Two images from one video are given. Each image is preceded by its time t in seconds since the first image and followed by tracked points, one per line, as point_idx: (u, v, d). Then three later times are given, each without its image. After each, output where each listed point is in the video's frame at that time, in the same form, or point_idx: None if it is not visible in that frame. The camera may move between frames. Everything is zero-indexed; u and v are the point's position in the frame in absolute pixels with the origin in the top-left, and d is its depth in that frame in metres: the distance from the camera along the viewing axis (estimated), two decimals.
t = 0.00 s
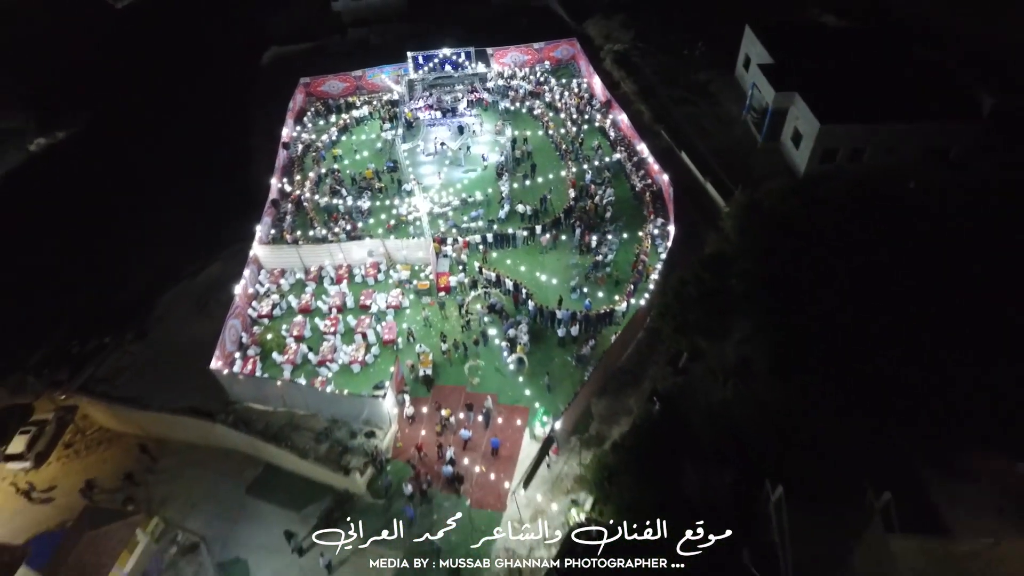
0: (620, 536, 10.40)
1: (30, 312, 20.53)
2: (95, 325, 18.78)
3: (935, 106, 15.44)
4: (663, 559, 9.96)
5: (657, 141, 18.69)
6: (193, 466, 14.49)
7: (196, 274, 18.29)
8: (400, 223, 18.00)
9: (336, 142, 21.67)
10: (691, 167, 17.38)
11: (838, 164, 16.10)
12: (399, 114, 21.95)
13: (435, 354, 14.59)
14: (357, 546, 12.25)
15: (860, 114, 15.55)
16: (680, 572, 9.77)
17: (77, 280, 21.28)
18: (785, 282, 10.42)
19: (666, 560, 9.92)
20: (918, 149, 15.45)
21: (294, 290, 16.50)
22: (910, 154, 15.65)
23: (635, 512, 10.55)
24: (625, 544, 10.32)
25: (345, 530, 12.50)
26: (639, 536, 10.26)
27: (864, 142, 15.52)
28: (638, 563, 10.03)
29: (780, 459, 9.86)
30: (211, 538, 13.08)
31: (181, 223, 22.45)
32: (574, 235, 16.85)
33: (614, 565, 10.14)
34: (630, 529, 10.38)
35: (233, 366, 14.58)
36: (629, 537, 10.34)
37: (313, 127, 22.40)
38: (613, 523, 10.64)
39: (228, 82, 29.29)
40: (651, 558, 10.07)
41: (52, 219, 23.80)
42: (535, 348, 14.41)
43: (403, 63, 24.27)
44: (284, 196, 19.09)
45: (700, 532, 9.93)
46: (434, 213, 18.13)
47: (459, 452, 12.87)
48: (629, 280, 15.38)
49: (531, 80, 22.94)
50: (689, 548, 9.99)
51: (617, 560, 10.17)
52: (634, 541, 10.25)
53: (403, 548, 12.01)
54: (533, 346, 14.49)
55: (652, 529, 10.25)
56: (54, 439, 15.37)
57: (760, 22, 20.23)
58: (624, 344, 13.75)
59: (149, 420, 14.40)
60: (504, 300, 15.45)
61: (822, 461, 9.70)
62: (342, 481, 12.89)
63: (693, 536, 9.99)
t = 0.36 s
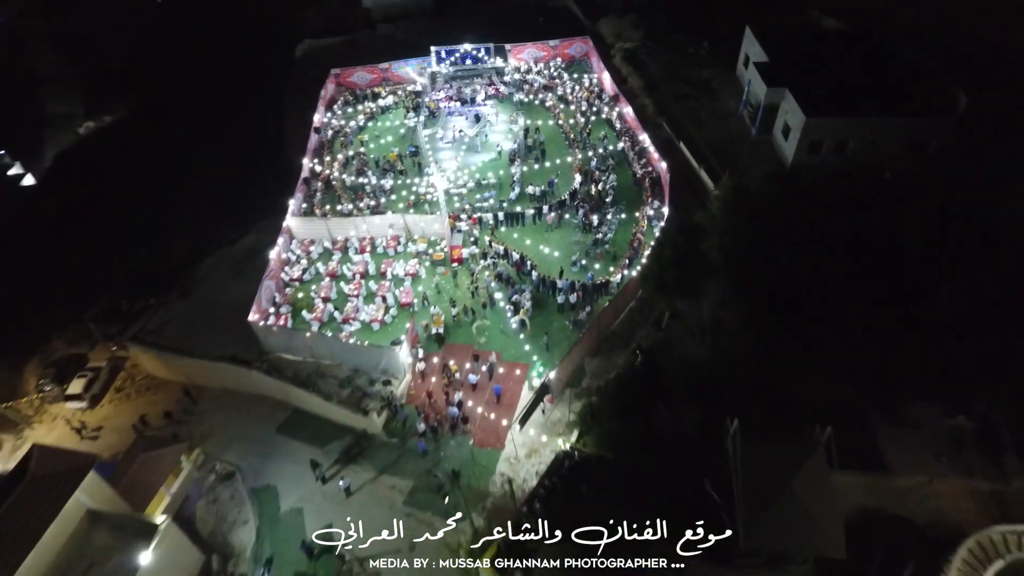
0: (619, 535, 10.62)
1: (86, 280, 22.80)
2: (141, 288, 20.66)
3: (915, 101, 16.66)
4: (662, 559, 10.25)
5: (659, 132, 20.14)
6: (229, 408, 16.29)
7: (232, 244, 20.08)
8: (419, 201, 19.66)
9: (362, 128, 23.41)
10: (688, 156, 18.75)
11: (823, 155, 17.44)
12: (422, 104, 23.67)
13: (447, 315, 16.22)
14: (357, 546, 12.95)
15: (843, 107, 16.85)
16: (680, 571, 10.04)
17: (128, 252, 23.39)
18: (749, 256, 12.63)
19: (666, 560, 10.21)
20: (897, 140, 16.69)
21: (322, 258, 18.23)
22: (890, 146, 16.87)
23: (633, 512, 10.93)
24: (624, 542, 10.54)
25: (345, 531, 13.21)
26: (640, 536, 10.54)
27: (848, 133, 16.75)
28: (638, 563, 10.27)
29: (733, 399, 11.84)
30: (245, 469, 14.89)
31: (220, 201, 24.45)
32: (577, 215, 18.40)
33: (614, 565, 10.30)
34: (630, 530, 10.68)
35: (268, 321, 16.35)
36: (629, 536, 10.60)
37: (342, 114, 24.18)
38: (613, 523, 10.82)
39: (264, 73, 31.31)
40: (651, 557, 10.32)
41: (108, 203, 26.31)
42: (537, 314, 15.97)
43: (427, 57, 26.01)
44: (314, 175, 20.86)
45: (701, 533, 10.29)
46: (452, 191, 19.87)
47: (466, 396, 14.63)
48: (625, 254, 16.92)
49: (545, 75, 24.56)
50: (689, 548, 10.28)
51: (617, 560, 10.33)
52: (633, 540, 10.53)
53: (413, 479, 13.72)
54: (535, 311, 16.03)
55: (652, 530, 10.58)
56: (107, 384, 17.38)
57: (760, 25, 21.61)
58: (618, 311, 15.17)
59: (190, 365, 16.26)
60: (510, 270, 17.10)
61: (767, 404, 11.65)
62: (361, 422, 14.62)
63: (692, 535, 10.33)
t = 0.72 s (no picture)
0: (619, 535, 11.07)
1: (148, 249, 25.08)
2: (196, 253, 22.63)
3: (921, 102, 17.74)
4: (663, 559, 10.81)
5: (678, 127, 21.53)
6: (275, 359, 18.16)
7: (280, 217, 21.93)
8: (452, 181, 21.30)
9: (403, 116, 25.15)
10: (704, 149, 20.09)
11: (832, 151, 18.61)
12: (459, 95, 25.38)
13: (474, 285, 17.87)
14: (357, 546, 13.86)
15: (852, 106, 17.98)
16: (681, 571, 10.63)
17: (186, 224, 25.54)
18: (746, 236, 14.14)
19: (666, 561, 10.76)
20: (902, 139, 17.77)
21: (361, 230, 19.96)
22: (895, 145, 17.94)
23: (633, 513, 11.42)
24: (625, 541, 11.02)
25: (345, 531, 14.10)
26: (640, 536, 11.07)
27: (855, 132, 17.91)
28: (639, 563, 10.74)
29: (725, 359, 13.24)
30: (288, 412, 16.74)
31: (270, 180, 26.51)
32: (598, 200, 19.89)
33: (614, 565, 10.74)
34: (631, 530, 11.15)
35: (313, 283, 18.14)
36: (629, 535, 11.08)
37: (384, 103, 25.94)
38: (613, 523, 11.25)
39: (313, 65, 33.47)
40: (652, 557, 10.85)
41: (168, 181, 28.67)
42: (554, 287, 17.48)
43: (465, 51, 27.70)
44: (357, 157, 22.62)
45: (701, 534, 11.03)
46: (484, 173, 21.68)
47: (489, 353, 16.46)
48: (639, 236, 18.42)
49: (575, 71, 26.03)
50: (689, 548, 10.93)
51: (618, 559, 10.80)
52: (634, 540, 11.01)
53: (437, 425, 15.59)
54: (553, 285, 17.55)
55: (652, 531, 11.15)
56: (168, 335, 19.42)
57: (781, 30, 22.81)
58: (630, 285, 16.67)
59: (243, 320, 18.21)
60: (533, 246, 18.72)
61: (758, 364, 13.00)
62: (393, 374, 16.46)
63: (692, 535, 10.99)
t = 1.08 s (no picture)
0: (619, 534, 11.73)
1: (206, 235, 27.23)
2: (249, 239, 24.58)
3: (933, 118, 18.82)
4: (663, 559, 11.38)
5: (702, 136, 22.79)
6: (317, 334, 19.83)
7: (328, 207, 23.77)
8: (486, 180, 23.00)
9: (443, 119, 26.87)
10: (725, 158, 21.41)
11: (847, 162, 19.73)
12: (496, 100, 27.00)
13: (503, 274, 19.38)
14: (357, 545, 14.77)
15: (866, 120, 19.12)
16: (681, 570, 11.21)
17: (239, 213, 27.64)
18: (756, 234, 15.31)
19: (667, 561, 11.33)
20: (914, 152, 18.82)
21: (400, 222, 21.59)
22: (908, 158, 19.01)
23: (634, 513, 11.99)
24: (624, 541, 11.68)
25: (345, 531, 15.00)
26: (640, 536, 11.66)
27: (868, 145, 19.08)
28: (639, 563, 11.35)
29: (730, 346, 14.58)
30: (328, 381, 18.36)
31: (318, 175, 28.47)
32: (621, 201, 21.22)
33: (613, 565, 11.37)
34: (631, 530, 11.75)
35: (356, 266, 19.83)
36: (630, 535, 11.72)
37: (426, 106, 27.67)
38: (613, 522, 11.91)
39: (360, 70, 35.64)
40: (651, 557, 11.45)
41: (226, 174, 30.95)
42: (577, 278, 18.88)
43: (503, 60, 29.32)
44: (400, 154, 24.34)
45: (700, 534, 11.68)
46: (516, 172, 23.24)
47: (515, 335, 17.95)
48: (658, 235, 19.72)
49: (607, 82, 27.43)
50: (689, 548, 11.55)
51: (617, 560, 11.41)
52: (634, 540, 11.64)
53: (463, 399, 17.08)
54: (575, 277, 18.95)
55: (652, 530, 11.72)
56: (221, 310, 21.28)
57: (805, 48, 23.99)
58: (648, 280, 17.89)
59: (290, 298, 19.93)
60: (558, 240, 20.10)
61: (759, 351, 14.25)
62: (424, 351, 17.90)
63: (692, 535, 11.64)
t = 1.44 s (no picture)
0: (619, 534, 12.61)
1: (251, 241, 29.16)
2: (291, 246, 26.32)
3: (943, 150, 19.77)
4: (663, 559, 12.25)
5: (721, 160, 23.92)
6: (353, 333, 21.27)
7: (366, 217, 25.38)
8: (514, 196, 24.34)
9: (476, 137, 28.45)
10: (743, 182, 22.51)
11: (859, 189, 20.75)
12: (526, 122, 28.56)
13: (528, 283, 20.66)
14: (356, 546, 15.88)
15: (879, 150, 20.10)
16: (680, 570, 12.08)
17: (282, 222, 29.49)
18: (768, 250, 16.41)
19: (667, 561, 12.21)
20: (924, 181, 19.75)
21: (433, 232, 23.04)
22: (918, 187, 19.93)
23: (635, 514, 12.81)
24: (625, 541, 12.55)
25: (345, 531, 16.07)
26: (641, 537, 12.52)
27: (880, 173, 20.04)
28: (642, 564, 12.20)
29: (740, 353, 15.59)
30: (361, 377, 19.74)
31: (357, 187, 30.28)
32: (642, 219, 22.43)
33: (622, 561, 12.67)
34: (632, 531, 12.63)
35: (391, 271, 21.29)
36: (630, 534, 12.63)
37: (460, 125, 29.24)
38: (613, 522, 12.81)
39: (400, 90, 37.71)
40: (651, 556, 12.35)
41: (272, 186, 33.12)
42: (597, 290, 20.10)
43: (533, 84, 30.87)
44: (434, 170, 25.90)
45: (700, 536, 12.49)
46: (543, 190, 24.61)
47: (539, 338, 19.18)
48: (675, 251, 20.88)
49: (634, 107, 28.75)
50: (688, 548, 12.39)
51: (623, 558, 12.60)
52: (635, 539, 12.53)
53: (486, 397, 18.31)
54: (595, 288, 20.15)
55: (652, 531, 12.55)
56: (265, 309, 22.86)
57: (825, 79, 25.07)
58: (663, 293, 19.04)
59: (329, 300, 21.38)
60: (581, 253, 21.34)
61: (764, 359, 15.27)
62: (451, 352, 19.23)
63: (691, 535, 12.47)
